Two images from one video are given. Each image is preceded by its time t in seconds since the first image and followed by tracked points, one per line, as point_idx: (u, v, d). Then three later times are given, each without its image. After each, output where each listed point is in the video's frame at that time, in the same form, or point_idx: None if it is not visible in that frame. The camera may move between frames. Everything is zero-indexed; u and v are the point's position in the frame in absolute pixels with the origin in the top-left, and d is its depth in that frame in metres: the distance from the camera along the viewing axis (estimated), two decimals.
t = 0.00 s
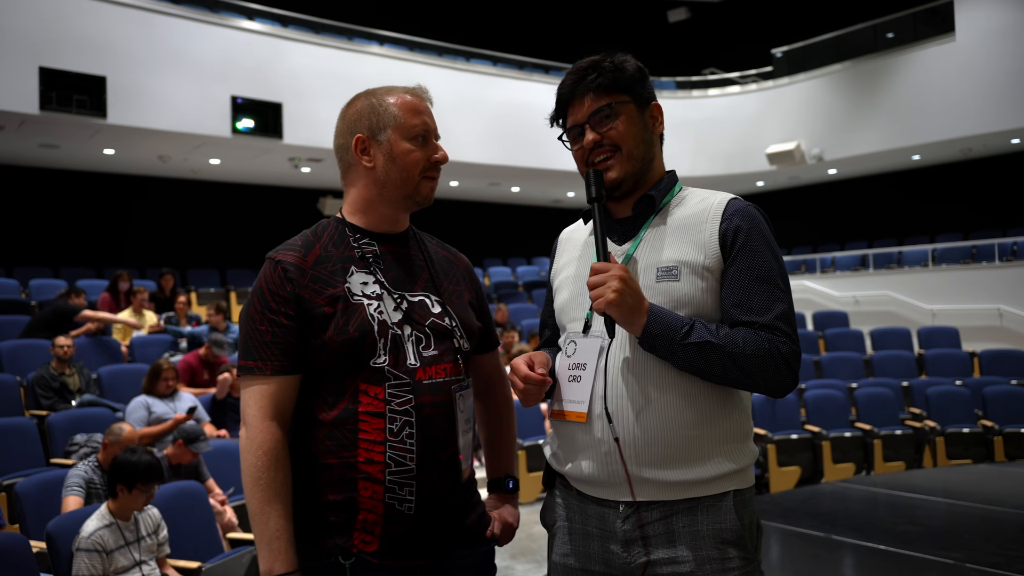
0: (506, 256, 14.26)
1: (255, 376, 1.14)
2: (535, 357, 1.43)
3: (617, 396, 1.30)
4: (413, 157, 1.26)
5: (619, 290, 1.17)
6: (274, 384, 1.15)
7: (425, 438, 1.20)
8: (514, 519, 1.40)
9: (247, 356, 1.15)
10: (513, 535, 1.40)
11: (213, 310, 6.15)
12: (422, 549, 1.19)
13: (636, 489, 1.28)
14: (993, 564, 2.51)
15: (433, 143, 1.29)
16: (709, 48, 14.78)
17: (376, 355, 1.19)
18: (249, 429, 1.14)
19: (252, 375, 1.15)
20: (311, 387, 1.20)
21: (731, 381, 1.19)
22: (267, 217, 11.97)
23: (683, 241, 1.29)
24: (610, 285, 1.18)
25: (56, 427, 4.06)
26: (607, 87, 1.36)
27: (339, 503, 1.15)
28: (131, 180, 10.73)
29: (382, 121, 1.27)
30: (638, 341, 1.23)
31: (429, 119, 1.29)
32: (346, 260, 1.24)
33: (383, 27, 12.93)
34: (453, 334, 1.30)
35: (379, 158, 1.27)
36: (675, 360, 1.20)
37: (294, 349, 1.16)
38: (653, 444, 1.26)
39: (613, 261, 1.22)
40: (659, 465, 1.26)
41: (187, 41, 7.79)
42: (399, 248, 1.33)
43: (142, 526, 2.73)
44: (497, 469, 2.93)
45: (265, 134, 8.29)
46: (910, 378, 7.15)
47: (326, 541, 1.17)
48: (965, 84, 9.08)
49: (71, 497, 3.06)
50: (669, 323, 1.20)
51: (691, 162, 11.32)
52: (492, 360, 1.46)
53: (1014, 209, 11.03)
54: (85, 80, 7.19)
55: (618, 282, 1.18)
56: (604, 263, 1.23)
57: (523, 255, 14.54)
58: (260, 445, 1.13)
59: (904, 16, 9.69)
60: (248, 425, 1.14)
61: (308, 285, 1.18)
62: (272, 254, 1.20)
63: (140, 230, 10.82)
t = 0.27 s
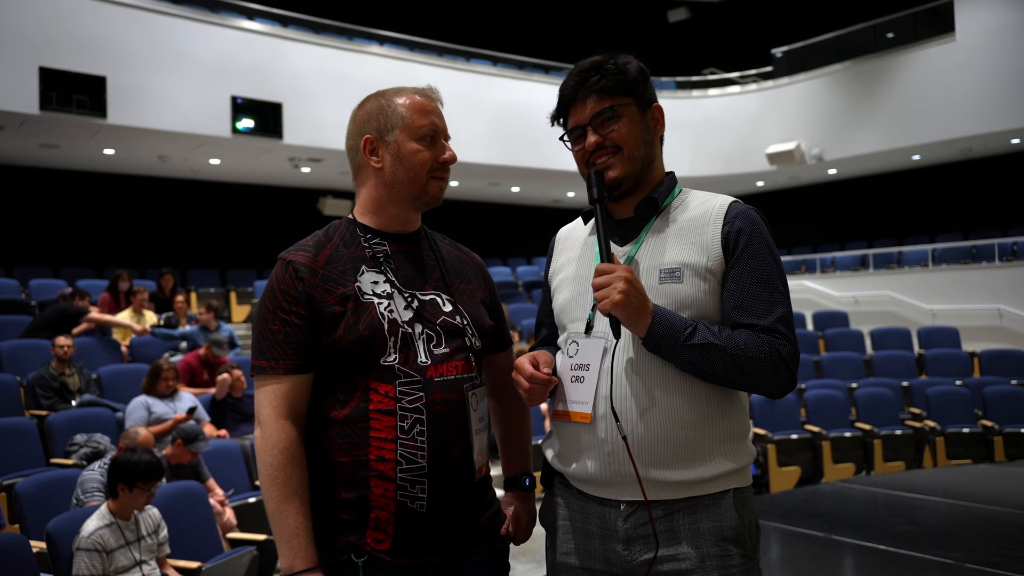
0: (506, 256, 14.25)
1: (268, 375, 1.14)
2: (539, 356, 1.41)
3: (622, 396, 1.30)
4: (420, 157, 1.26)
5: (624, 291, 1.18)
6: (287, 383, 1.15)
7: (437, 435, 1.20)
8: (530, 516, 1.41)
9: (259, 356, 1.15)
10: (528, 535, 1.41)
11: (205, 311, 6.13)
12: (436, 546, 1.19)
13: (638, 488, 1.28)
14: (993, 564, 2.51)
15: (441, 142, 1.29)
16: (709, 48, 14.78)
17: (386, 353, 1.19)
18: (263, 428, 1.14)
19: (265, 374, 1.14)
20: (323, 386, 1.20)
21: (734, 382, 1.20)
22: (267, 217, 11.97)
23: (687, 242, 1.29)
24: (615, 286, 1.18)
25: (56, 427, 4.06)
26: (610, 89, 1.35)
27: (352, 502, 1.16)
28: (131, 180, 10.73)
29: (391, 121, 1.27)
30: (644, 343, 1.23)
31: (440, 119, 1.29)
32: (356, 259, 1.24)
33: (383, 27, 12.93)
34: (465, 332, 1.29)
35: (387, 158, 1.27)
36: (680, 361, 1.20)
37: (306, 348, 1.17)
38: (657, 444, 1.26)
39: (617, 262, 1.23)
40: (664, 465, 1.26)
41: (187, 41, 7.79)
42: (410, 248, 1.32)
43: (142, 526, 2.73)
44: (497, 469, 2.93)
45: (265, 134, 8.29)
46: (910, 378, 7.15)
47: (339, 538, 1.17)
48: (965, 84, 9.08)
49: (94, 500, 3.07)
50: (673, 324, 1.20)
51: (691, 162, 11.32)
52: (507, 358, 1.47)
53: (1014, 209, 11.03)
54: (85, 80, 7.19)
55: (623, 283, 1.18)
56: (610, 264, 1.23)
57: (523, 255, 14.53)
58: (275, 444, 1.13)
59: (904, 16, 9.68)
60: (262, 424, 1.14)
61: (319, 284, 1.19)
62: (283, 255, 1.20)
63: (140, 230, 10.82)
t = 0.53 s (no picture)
0: (506, 256, 14.26)
1: (269, 375, 1.15)
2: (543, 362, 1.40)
3: (622, 396, 1.31)
4: (413, 156, 1.25)
5: (620, 301, 1.17)
6: (287, 382, 1.16)
7: (434, 435, 1.20)
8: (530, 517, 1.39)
9: (261, 356, 1.16)
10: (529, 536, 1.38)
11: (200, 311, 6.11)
12: (433, 544, 1.18)
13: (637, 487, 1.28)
14: (992, 564, 2.51)
15: (436, 141, 1.27)
16: (709, 48, 14.79)
17: (384, 354, 1.19)
18: (263, 428, 1.14)
19: (266, 374, 1.15)
20: (323, 386, 1.20)
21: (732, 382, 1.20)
22: (267, 217, 11.98)
23: (686, 243, 1.29)
24: (610, 298, 1.18)
25: (56, 427, 4.06)
26: (588, 96, 1.34)
27: (350, 500, 1.16)
28: (131, 180, 10.73)
29: (385, 123, 1.27)
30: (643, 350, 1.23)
31: (436, 118, 1.28)
32: (357, 260, 1.24)
33: (383, 27, 12.93)
34: (464, 333, 1.29)
35: (382, 158, 1.27)
36: (679, 365, 1.20)
37: (306, 348, 1.17)
38: (656, 443, 1.27)
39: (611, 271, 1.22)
40: (662, 465, 1.26)
41: (187, 41, 7.79)
42: (411, 249, 1.32)
43: (142, 526, 2.73)
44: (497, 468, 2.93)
45: (265, 134, 8.29)
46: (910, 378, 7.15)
47: (338, 535, 1.17)
48: (964, 84, 9.08)
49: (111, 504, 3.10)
50: (670, 329, 1.20)
51: (691, 162, 11.32)
52: (509, 360, 1.47)
53: (1014, 209, 11.03)
54: (85, 80, 7.19)
55: (620, 294, 1.18)
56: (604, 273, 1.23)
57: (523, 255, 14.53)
58: (274, 443, 1.13)
59: (904, 16, 9.68)
60: (263, 424, 1.14)
61: (319, 285, 1.19)
62: (284, 255, 1.20)
63: (140, 230, 10.82)
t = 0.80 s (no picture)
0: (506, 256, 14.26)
1: (255, 375, 1.15)
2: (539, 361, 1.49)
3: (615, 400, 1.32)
4: (373, 153, 1.24)
5: (601, 306, 1.22)
6: (274, 382, 1.16)
7: (416, 437, 1.18)
8: (520, 521, 1.39)
9: (249, 355, 1.16)
10: (518, 538, 1.38)
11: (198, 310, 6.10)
12: (416, 543, 1.17)
13: (628, 494, 1.29)
14: (993, 564, 2.51)
15: (398, 138, 1.25)
16: (709, 48, 14.79)
17: (368, 355, 1.18)
18: (248, 426, 1.15)
19: (253, 373, 1.15)
20: (309, 386, 1.20)
21: (722, 391, 1.18)
22: (267, 217, 11.98)
23: (682, 246, 1.29)
24: (591, 303, 1.23)
25: (56, 427, 4.06)
26: (589, 95, 1.35)
27: (332, 499, 1.15)
28: (131, 180, 10.73)
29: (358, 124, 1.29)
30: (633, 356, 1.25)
31: (401, 115, 1.26)
32: (346, 261, 1.24)
33: (383, 27, 12.94)
34: (453, 337, 1.27)
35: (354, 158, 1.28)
36: (667, 373, 1.21)
37: (293, 348, 1.17)
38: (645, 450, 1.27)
39: (602, 276, 1.26)
40: (651, 472, 1.26)
41: (187, 41, 7.79)
42: (402, 250, 1.30)
43: (142, 526, 2.73)
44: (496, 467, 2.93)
45: (265, 134, 8.29)
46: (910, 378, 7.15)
47: (319, 532, 1.16)
48: (964, 84, 9.09)
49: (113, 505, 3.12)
50: (656, 335, 1.21)
51: (691, 162, 11.32)
52: (505, 361, 1.46)
53: (1014, 209, 11.03)
54: (85, 80, 7.19)
55: (602, 299, 1.22)
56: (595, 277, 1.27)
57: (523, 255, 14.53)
58: (257, 442, 1.13)
59: (904, 16, 9.69)
60: (247, 423, 1.15)
61: (306, 286, 1.18)
62: (275, 255, 1.20)
63: (140, 230, 10.83)
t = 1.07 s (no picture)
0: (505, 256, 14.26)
1: (248, 375, 1.17)
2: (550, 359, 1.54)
3: (622, 404, 1.33)
4: (363, 154, 1.24)
5: (597, 309, 1.23)
6: (266, 382, 1.17)
7: (407, 436, 1.18)
8: (519, 521, 1.38)
9: (244, 354, 1.18)
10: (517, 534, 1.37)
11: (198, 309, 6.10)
12: (410, 542, 1.17)
13: (638, 498, 1.30)
14: (993, 564, 2.51)
15: (387, 139, 1.25)
16: (709, 48, 14.80)
17: (360, 356, 1.18)
18: (240, 426, 1.17)
19: (245, 373, 1.17)
20: (302, 386, 1.21)
21: (728, 395, 1.17)
22: (267, 217, 11.98)
23: (689, 245, 1.28)
24: (589, 305, 1.24)
25: (56, 427, 4.06)
26: (593, 89, 1.36)
27: (325, 497, 1.16)
28: (131, 180, 10.73)
29: (350, 126, 1.29)
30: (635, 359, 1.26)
31: (390, 115, 1.26)
32: (340, 261, 1.24)
33: (382, 27, 12.94)
34: (447, 337, 1.26)
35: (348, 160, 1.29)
36: (669, 377, 1.20)
37: (286, 348, 1.18)
38: (650, 455, 1.27)
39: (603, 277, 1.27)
40: (658, 477, 1.26)
41: (187, 41, 7.80)
42: (398, 249, 1.29)
43: (142, 526, 2.73)
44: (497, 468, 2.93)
45: (265, 134, 8.29)
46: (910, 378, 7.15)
47: (310, 529, 1.16)
48: (964, 84, 9.09)
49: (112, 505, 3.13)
50: (656, 339, 1.20)
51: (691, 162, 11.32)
52: (505, 359, 1.46)
53: (1014, 209, 11.03)
54: (85, 80, 7.19)
55: (600, 302, 1.23)
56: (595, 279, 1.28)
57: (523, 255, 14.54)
58: (247, 442, 1.16)
59: (904, 16, 9.68)
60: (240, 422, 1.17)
61: (299, 287, 1.19)
62: (270, 257, 1.21)
63: (141, 230, 10.83)
